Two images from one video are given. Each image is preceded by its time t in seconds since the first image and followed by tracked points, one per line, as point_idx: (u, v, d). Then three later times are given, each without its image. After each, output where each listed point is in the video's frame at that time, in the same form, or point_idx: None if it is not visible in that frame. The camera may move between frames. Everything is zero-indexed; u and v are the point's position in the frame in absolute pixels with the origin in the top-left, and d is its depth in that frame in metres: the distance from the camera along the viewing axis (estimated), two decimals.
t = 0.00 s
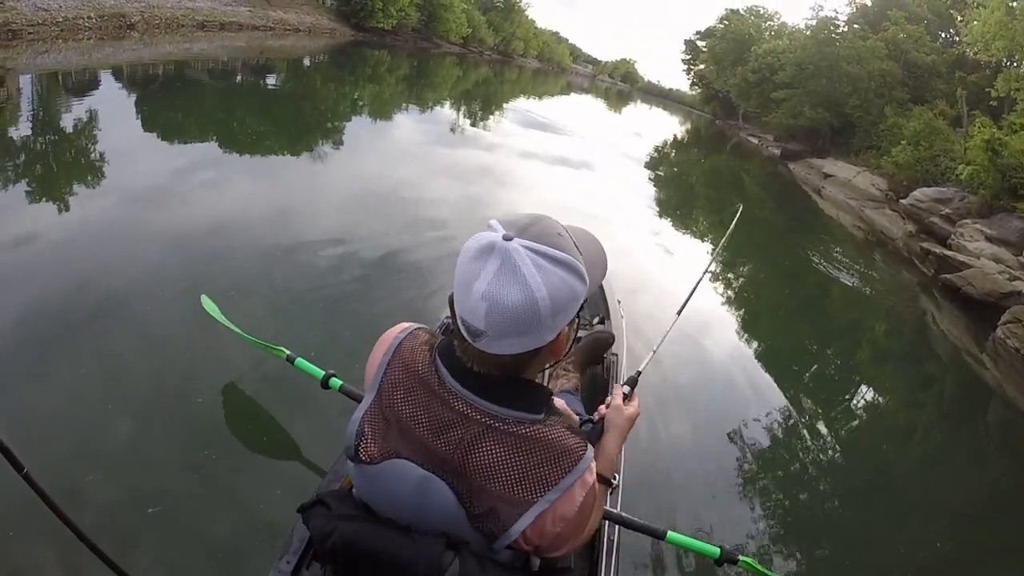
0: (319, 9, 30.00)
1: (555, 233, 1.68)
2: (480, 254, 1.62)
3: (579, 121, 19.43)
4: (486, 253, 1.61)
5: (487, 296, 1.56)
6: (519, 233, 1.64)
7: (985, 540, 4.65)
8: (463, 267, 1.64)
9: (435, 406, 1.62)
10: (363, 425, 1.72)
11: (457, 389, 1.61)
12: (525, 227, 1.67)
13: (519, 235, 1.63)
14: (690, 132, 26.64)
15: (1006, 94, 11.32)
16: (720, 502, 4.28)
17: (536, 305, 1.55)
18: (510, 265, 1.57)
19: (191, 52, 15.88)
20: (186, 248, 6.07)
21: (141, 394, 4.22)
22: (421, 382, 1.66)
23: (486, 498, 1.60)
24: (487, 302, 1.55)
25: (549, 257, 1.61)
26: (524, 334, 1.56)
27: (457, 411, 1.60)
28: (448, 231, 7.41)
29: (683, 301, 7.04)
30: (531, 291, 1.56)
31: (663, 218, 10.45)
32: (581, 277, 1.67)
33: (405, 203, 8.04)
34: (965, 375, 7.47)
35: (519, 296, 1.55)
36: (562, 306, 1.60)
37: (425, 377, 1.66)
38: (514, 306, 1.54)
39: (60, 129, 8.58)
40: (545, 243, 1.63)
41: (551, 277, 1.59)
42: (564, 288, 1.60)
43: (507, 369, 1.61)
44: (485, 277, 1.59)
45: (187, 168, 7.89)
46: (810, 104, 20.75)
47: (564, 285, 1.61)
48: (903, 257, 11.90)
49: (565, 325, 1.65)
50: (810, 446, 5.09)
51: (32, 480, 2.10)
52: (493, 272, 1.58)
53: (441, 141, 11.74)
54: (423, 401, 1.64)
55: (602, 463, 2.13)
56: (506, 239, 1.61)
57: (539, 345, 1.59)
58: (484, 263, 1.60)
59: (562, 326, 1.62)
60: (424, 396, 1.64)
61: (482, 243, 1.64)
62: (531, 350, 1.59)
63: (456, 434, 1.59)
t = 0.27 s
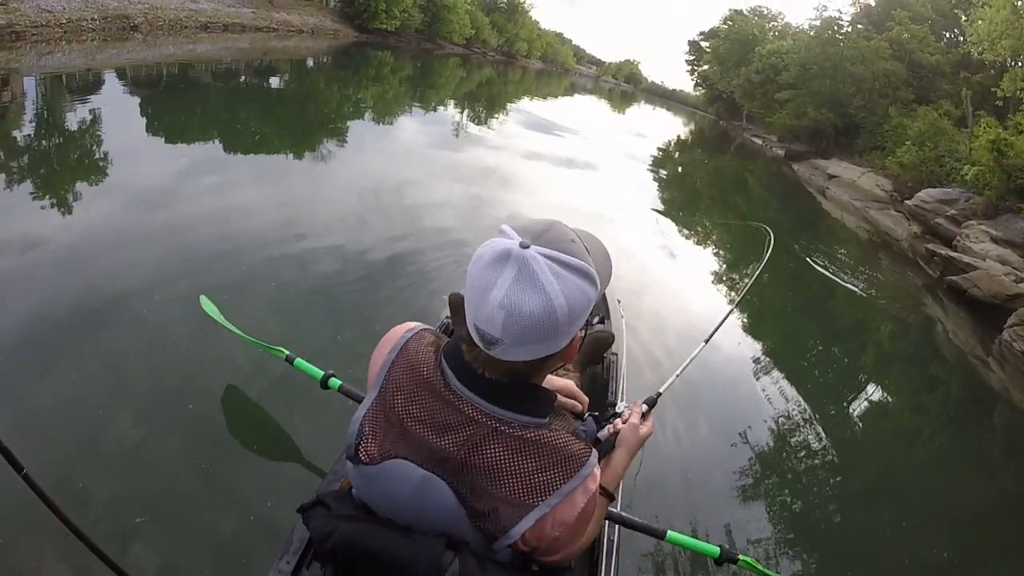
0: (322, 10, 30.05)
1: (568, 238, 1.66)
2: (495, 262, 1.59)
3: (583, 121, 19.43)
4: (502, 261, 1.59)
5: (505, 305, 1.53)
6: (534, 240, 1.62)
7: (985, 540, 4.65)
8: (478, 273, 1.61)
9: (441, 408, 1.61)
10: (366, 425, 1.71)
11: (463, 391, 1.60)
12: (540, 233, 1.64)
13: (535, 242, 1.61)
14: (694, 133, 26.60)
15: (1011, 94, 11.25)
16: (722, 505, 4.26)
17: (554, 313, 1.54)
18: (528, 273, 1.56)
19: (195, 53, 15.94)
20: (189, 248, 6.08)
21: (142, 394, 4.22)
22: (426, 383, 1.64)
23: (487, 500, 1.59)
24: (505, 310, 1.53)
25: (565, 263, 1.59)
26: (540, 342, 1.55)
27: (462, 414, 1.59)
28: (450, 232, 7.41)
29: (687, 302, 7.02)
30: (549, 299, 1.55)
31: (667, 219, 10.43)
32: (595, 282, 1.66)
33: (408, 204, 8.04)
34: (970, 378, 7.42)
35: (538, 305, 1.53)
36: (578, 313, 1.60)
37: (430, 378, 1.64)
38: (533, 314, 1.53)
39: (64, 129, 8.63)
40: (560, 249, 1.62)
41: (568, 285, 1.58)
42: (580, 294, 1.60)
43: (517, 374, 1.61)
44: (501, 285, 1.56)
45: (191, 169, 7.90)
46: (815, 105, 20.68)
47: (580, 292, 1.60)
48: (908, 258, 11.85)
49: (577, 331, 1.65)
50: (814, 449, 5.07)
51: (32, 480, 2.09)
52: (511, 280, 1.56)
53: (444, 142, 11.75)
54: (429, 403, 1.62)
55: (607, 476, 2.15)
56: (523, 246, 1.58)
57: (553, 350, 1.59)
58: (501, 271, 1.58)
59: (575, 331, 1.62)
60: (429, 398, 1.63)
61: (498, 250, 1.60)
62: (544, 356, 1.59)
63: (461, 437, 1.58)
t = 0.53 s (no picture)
0: (328, 16, 30.23)
1: (567, 239, 1.64)
2: (490, 262, 1.59)
3: (588, 124, 19.44)
4: (497, 260, 1.58)
5: (499, 304, 1.53)
6: (532, 239, 1.61)
7: (988, 541, 4.61)
8: (474, 273, 1.60)
9: (438, 410, 1.60)
10: (364, 426, 1.71)
11: (460, 394, 1.58)
12: (537, 233, 1.64)
13: (532, 242, 1.60)
14: (700, 135, 26.54)
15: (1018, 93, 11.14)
16: (729, 508, 4.22)
17: (550, 314, 1.53)
18: (523, 272, 1.55)
19: (201, 59, 16.07)
20: (196, 252, 6.10)
21: (145, 395, 4.24)
22: (423, 386, 1.63)
23: (486, 504, 1.59)
24: (499, 310, 1.52)
25: (561, 264, 1.58)
26: (535, 343, 1.54)
27: (459, 417, 1.57)
28: (454, 235, 7.41)
29: (692, 304, 6.99)
30: (544, 299, 1.53)
31: (673, 221, 10.39)
32: (593, 284, 1.64)
33: (412, 208, 8.05)
34: (981, 381, 7.33)
35: (533, 305, 1.52)
36: (575, 314, 1.58)
37: (428, 380, 1.63)
38: (528, 314, 1.52)
39: (72, 135, 8.70)
40: (557, 250, 1.60)
41: (562, 285, 1.56)
42: (577, 295, 1.58)
43: (513, 376, 1.59)
44: (496, 285, 1.56)
45: (198, 174, 7.95)
46: (821, 106, 20.58)
47: (577, 292, 1.58)
48: (917, 260, 11.75)
49: (575, 333, 1.63)
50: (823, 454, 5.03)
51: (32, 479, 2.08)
52: (506, 279, 1.55)
53: (450, 146, 11.78)
54: (426, 405, 1.61)
55: (608, 479, 2.14)
56: (519, 245, 1.57)
57: (549, 352, 1.57)
58: (496, 270, 1.57)
59: (573, 333, 1.60)
60: (426, 400, 1.61)
61: (495, 248, 1.60)
62: (541, 357, 1.58)
63: (459, 439, 1.57)
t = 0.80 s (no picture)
0: (334, 19, 30.37)
1: (559, 241, 1.62)
2: (480, 261, 1.58)
3: (594, 125, 19.41)
4: (487, 260, 1.57)
5: (486, 306, 1.52)
6: (523, 240, 1.59)
7: (997, 543, 4.55)
8: (465, 272, 1.60)
9: (434, 410, 1.59)
10: (362, 426, 1.70)
11: (455, 394, 1.57)
12: (529, 234, 1.62)
13: (523, 242, 1.59)
14: (708, 135, 26.46)
15: None
16: (733, 509, 4.19)
17: (538, 315, 1.51)
18: (512, 273, 1.54)
19: (207, 63, 16.19)
20: (202, 255, 6.13)
21: (147, 397, 4.26)
22: (420, 385, 1.62)
23: (483, 504, 1.58)
24: (486, 311, 1.51)
25: (552, 265, 1.56)
26: (524, 345, 1.52)
27: (455, 417, 1.56)
28: (458, 237, 7.41)
29: (698, 304, 6.96)
30: (532, 301, 1.52)
31: (679, 221, 10.36)
32: (586, 286, 1.62)
33: (417, 210, 8.06)
34: (991, 381, 7.26)
35: (520, 306, 1.51)
36: (565, 316, 1.56)
37: (424, 380, 1.62)
38: (515, 315, 1.50)
39: (80, 140, 8.78)
40: (549, 251, 1.58)
41: (552, 286, 1.55)
42: (566, 297, 1.56)
43: (505, 378, 1.58)
44: (485, 285, 1.55)
45: (205, 178, 7.99)
46: (829, 105, 20.47)
47: (567, 294, 1.56)
48: (926, 259, 11.65)
49: (567, 335, 1.61)
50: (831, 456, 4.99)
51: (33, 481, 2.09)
52: (494, 280, 1.54)
53: (455, 148, 11.79)
54: (422, 405, 1.60)
55: (606, 478, 2.12)
56: (509, 246, 1.56)
57: (539, 354, 1.55)
58: (485, 271, 1.57)
59: (564, 335, 1.58)
60: (422, 400, 1.61)
61: (485, 249, 1.60)
62: (531, 360, 1.56)
63: (456, 439, 1.56)
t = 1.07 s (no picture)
0: (341, 20, 30.48)
1: (571, 244, 1.61)
2: (490, 257, 1.58)
3: (601, 128, 19.39)
4: (496, 256, 1.57)
5: (490, 300, 1.52)
6: (533, 239, 1.58)
7: (1005, 553, 4.50)
8: (474, 264, 1.61)
9: (435, 404, 1.58)
10: (364, 422, 1.70)
11: (457, 388, 1.57)
12: (540, 234, 1.61)
13: (532, 242, 1.58)
14: (714, 139, 26.40)
15: None
16: (737, 515, 4.17)
17: (540, 315, 1.50)
18: (519, 270, 1.53)
19: (214, 63, 16.27)
20: (208, 255, 6.15)
21: (147, 396, 4.26)
22: (422, 380, 1.61)
23: (483, 500, 1.57)
24: (489, 305, 1.52)
25: (560, 267, 1.55)
26: (525, 342, 1.51)
27: (457, 412, 1.56)
28: (463, 238, 7.41)
29: (703, 308, 6.94)
30: (535, 300, 1.51)
31: (684, 224, 10.33)
32: (592, 292, 1.60)
33: (422, 211, 8.06)
34: (998, 390, 7.20)
35: (523, 303, 1.50)
36: (567, 318, 1.55)
37: (426, 375, 1.61)
38: (517, 312, 1.50)
39: (87, 139, 8.84)
40: (559, 254, 1.57)
41: (558, 288, 1.53)
42: (570, 299, 1.54)
43: (507, 374, 1.56)
44: (491, 279, 1.55)
45: (212, 177, 8.02)
46: (836, 109, 20.38)
47: (572, 297, 1.55)
48: (934, 265, 11.58)
49: (570, 337, 1.59)
50: (835, 462, 4.95)
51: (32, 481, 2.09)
52: (501, 277, 1.54)
53: (461, 149, 11.80)
54: (424, 400, 1.60)
55: (608, 486, 2.11)
56: (518, 244, 1.56)
57: (540, 354, 1.54)
58: (493, 267, 1.56)
59: (566, 338, 1.56)
60: (424, 395, 1.60)
61: (495, 245, 1.59)
62: (532, 359, 1.55)
63: (457, 434, 1.55)
